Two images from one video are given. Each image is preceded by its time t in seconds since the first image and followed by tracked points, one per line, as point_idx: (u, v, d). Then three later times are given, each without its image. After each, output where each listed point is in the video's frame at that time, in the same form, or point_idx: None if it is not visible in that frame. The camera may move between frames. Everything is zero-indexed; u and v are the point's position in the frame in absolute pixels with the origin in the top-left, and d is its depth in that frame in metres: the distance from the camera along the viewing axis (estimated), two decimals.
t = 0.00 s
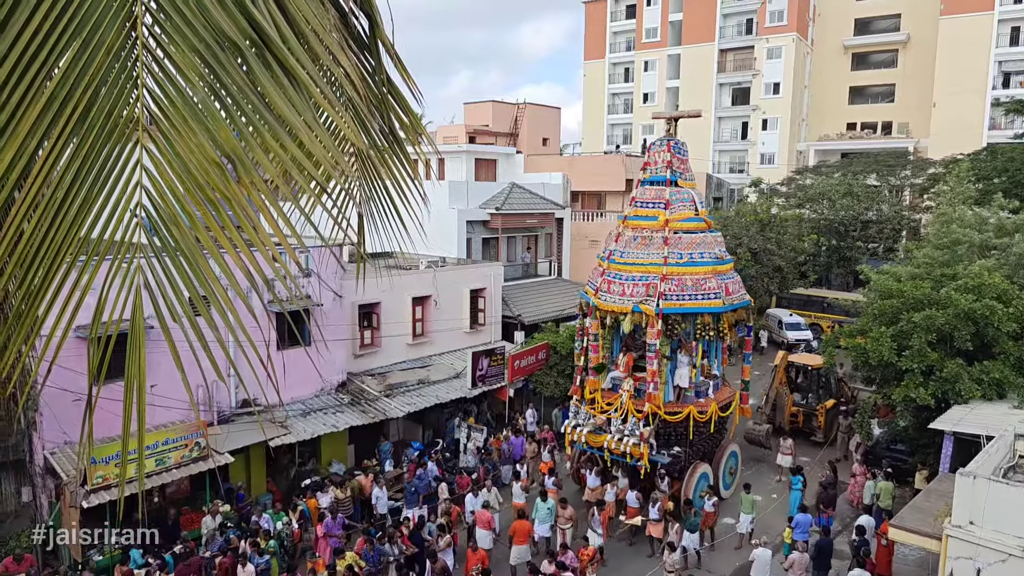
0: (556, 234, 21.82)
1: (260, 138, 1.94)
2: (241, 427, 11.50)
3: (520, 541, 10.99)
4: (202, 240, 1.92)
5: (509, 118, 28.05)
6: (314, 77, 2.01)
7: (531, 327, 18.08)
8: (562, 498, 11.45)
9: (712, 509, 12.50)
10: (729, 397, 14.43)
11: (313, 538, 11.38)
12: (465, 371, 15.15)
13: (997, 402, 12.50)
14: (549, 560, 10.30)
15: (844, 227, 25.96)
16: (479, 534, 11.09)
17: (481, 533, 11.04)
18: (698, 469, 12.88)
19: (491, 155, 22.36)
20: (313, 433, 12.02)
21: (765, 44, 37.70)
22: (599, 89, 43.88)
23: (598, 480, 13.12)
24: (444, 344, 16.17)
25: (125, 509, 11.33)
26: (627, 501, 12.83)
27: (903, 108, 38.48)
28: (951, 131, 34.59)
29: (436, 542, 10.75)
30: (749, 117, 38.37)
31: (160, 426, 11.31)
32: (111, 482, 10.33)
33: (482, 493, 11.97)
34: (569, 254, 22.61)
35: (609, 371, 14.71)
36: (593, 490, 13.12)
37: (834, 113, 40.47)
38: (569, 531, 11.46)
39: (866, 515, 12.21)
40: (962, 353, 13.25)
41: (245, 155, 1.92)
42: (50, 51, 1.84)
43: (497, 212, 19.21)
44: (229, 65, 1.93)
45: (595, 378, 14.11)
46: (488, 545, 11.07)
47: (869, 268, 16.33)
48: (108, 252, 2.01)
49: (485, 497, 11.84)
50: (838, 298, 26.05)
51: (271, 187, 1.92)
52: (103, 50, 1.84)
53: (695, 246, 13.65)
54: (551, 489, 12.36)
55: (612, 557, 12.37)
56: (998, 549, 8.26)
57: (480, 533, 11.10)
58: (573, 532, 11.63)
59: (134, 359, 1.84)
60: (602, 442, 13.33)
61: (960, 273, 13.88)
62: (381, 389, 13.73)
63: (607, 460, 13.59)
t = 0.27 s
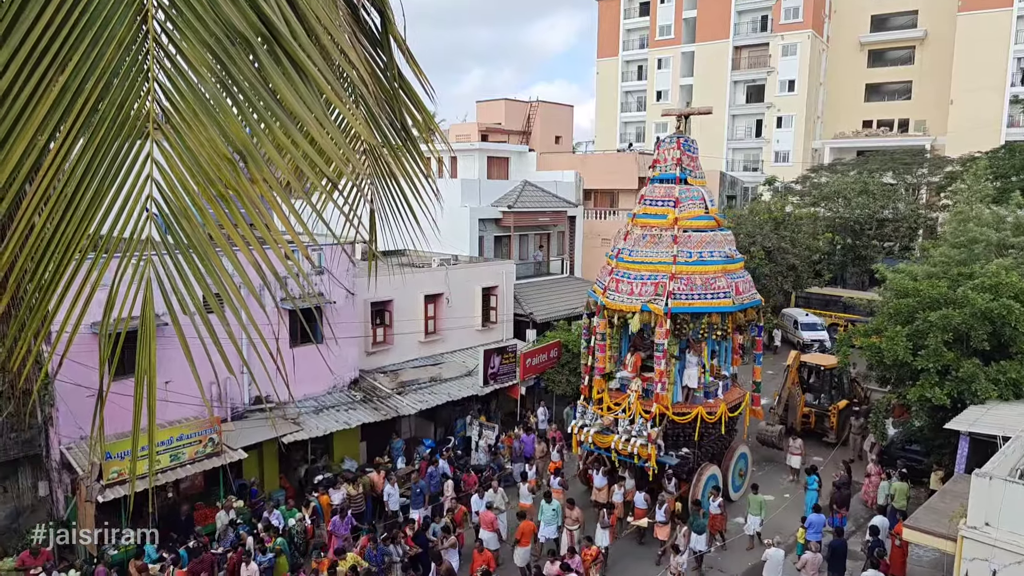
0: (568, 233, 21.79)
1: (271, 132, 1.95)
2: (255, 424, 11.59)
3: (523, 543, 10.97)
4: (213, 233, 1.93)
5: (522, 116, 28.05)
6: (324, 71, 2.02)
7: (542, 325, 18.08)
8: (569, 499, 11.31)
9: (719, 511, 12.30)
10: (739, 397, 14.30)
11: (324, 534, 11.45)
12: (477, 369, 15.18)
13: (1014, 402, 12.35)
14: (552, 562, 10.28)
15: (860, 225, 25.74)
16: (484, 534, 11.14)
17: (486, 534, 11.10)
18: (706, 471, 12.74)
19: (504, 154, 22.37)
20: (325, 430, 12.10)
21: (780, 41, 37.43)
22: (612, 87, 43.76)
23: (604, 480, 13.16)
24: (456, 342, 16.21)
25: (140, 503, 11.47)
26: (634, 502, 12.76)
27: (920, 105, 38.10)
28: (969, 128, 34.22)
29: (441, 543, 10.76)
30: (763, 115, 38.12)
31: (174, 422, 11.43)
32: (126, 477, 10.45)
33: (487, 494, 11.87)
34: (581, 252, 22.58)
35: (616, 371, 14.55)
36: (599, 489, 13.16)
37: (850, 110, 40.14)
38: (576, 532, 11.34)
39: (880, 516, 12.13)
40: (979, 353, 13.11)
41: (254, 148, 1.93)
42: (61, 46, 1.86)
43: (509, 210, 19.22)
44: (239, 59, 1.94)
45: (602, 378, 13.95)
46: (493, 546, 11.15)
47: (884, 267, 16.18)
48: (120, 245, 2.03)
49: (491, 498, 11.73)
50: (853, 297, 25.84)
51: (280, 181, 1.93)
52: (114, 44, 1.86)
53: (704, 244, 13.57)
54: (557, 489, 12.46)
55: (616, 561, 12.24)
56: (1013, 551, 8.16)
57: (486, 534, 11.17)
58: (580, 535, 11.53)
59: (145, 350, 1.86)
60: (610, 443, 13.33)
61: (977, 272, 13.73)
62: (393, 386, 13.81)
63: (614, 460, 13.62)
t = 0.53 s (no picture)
0: (577, 227, 21.76)
1: (279, 123, 1.95)
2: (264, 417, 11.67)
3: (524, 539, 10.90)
4: (220, 222, 1.93)
5: (531, 111, 28.01)
6: (332, 60, 2.02)
7: (551, 320, 18.08)
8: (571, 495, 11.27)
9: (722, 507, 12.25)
10: (745, 394, 14.26)
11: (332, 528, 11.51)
12: (485, 363, 15.20)
13: None
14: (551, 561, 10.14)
15: (871, 220, 25.59)
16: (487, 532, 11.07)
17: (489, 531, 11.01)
18: (709, 468, 12.65)
19: (513, 148, 22.36)
20: (334, 424, 12.17)
21: (791, 35, 37.17)
22: (621, 81, 43.61)
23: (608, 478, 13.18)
24: (464, 337, 16.23)
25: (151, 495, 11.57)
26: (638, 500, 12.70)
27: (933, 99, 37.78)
28: (982, 123, 33.92)
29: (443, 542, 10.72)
30: (774, 109, 37.90)
31: (184, 415, 11.50)
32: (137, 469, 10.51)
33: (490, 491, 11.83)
34: (590, 247, 22.54)
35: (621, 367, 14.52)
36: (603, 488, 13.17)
37: (862, 104, 39.86)
38: (578, 529, 11.30)
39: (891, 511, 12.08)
40: (991, 348, 13.01)
41: (262, 137, 1.93)
42: (69, 35, 1.87)
43: (517, 204, 19.22)
44: (247, 47, 1.94)
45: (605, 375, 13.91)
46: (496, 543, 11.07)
47: (895, 262, 16.07)
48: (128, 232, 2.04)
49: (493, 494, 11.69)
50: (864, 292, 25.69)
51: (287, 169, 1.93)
52: (122, 32, 1.87)
53: (710, 239, 13.53)
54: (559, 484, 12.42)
55: (620, 559, 12.21)
56: None
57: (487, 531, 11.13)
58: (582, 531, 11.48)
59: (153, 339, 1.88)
60: (613, 439, 13.25)
61: (989, 267, 13.62)
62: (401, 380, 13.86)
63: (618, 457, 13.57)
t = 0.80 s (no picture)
0: (585, 218, 21.71)
1: (286, 110, 1.95)
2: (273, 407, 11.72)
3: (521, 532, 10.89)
4: (228, 208, 1.93)
5: (539, 101, 27.93)
6: (339, 46, 2.02)
7: (558, 312, 18.08)
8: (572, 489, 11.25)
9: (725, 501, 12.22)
10: (749, 387, 14.20)
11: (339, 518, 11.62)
12: (492, 354, 15.22)
13: None
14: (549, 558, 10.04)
15: (881, 211, 25.42)
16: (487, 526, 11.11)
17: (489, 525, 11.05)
18: (712, 463, 12.71)
19: (520, 139, 22.31)
20: (342, 414, 12.23)
21: (802, 24, 36.84)
22: (630, 72, 43.40)
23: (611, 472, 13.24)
24: (471, 328, 16.24)
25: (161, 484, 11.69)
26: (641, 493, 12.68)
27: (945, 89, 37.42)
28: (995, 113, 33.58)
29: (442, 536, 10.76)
30: (784, 99, 37.64)
31: (194, 405, 11.60)
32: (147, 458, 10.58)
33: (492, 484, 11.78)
34: (598, 238, 22.50)
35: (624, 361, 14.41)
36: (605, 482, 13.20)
37: (873, 94, 39.53)
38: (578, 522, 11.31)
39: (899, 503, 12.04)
40: (1001, 340, 12.93)
41: (268, 123, 1.93)
42: (78, 22, 1.87)
43: (525, 195, 19.20)
44: (254, 33, 1.95)
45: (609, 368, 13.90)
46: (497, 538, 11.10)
47: (905, 253, 15.97)
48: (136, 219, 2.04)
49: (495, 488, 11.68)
50: (874, 284, 25.54)
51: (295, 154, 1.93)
52: (129, 18, 1.88)
53: (715, 231, 13.48)
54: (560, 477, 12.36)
55: (622, 552, 12.21)
56: None
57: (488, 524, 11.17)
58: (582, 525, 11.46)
59: (161, 325, 1.88)
60: (616, 433, 13.18)
61: (1001, 258, 13.52)
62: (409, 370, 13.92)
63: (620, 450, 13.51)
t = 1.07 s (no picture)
0: (592, 209, 21.66)
1: (297, 95, 1.95)
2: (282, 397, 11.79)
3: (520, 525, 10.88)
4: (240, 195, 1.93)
5: (546, 91, 27.84)
6: (348, 30, 2.01)
7: (566, 303, 18.09)
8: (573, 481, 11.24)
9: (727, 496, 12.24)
10: (753, 380, 14.14)
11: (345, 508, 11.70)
12: (500, 345, 15.25)
13: None
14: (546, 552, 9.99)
15: (892, 202, 25.25)
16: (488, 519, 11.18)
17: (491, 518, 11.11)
18: (716, 457, 12.75)
19: (528, 129, 22.26)
20: (350, 404, 12.30)
21: (812, 13, 36.47)
22: (638, 61, 43.16)
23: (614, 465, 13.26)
24: (478, 318, 16.27)
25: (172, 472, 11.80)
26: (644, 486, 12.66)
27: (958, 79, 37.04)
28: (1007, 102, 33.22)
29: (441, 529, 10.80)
30: (794, 89, 37.36)
31: (205, 393, 11.68)
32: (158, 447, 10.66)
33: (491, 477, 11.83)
34: (606, 229, 22.46)
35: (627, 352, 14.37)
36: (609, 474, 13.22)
37: (884, 83, 39.17)
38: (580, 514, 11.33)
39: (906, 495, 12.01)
40: (1011, 331, 12.84)
41: (279, 107, 1.92)
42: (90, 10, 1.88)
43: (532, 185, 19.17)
44: (264, 18, 1.95)
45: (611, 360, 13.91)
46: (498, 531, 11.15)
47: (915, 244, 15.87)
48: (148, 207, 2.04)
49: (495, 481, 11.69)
50: (883, 275, 25.40)
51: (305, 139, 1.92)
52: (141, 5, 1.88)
53: (719, 222, 13.43)
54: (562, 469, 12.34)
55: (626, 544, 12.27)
56: None
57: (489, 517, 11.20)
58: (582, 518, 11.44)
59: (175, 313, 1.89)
60: (618, 426, 13.15)
61: (1012, 249, 13.42)
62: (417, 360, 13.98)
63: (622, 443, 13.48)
